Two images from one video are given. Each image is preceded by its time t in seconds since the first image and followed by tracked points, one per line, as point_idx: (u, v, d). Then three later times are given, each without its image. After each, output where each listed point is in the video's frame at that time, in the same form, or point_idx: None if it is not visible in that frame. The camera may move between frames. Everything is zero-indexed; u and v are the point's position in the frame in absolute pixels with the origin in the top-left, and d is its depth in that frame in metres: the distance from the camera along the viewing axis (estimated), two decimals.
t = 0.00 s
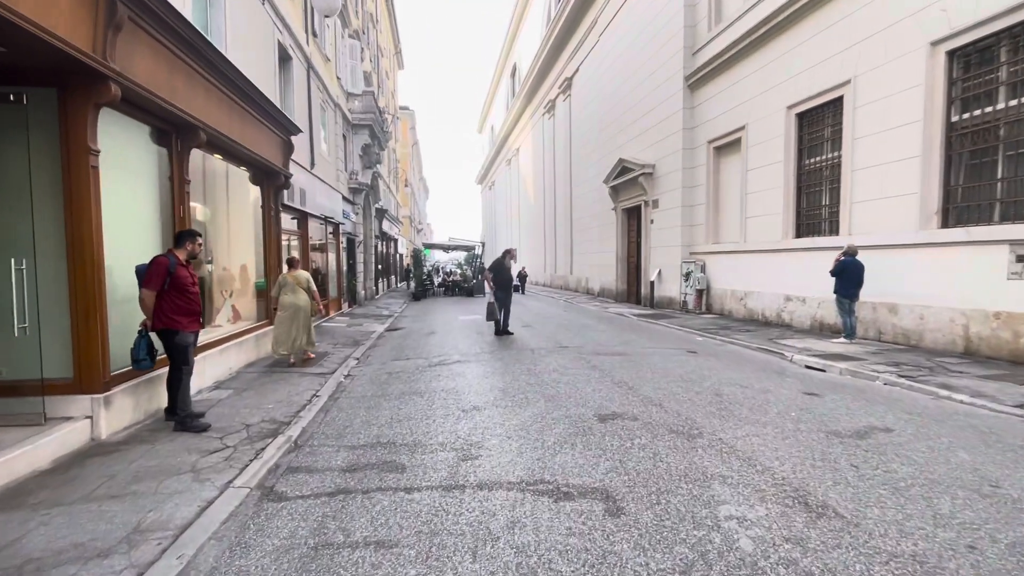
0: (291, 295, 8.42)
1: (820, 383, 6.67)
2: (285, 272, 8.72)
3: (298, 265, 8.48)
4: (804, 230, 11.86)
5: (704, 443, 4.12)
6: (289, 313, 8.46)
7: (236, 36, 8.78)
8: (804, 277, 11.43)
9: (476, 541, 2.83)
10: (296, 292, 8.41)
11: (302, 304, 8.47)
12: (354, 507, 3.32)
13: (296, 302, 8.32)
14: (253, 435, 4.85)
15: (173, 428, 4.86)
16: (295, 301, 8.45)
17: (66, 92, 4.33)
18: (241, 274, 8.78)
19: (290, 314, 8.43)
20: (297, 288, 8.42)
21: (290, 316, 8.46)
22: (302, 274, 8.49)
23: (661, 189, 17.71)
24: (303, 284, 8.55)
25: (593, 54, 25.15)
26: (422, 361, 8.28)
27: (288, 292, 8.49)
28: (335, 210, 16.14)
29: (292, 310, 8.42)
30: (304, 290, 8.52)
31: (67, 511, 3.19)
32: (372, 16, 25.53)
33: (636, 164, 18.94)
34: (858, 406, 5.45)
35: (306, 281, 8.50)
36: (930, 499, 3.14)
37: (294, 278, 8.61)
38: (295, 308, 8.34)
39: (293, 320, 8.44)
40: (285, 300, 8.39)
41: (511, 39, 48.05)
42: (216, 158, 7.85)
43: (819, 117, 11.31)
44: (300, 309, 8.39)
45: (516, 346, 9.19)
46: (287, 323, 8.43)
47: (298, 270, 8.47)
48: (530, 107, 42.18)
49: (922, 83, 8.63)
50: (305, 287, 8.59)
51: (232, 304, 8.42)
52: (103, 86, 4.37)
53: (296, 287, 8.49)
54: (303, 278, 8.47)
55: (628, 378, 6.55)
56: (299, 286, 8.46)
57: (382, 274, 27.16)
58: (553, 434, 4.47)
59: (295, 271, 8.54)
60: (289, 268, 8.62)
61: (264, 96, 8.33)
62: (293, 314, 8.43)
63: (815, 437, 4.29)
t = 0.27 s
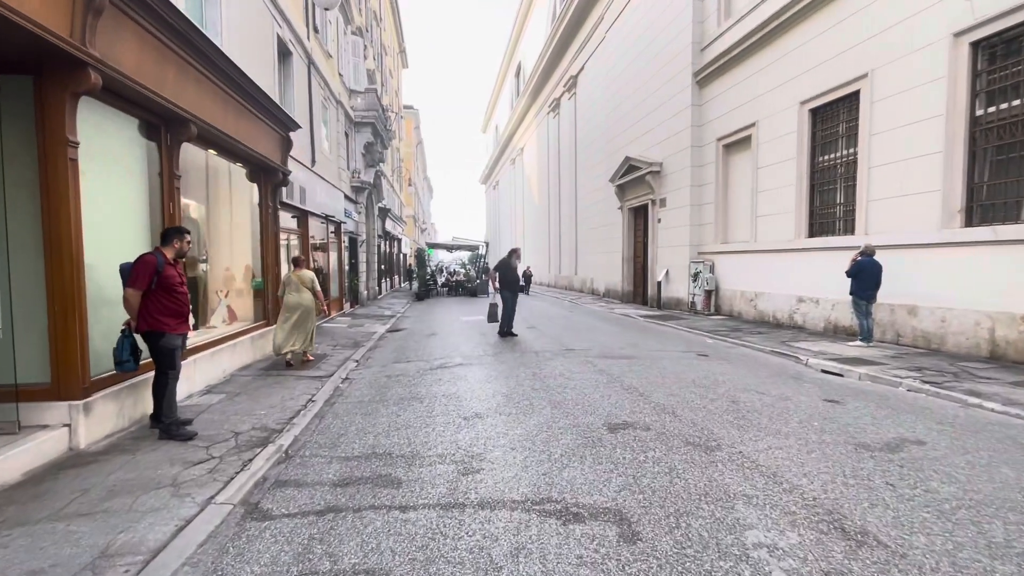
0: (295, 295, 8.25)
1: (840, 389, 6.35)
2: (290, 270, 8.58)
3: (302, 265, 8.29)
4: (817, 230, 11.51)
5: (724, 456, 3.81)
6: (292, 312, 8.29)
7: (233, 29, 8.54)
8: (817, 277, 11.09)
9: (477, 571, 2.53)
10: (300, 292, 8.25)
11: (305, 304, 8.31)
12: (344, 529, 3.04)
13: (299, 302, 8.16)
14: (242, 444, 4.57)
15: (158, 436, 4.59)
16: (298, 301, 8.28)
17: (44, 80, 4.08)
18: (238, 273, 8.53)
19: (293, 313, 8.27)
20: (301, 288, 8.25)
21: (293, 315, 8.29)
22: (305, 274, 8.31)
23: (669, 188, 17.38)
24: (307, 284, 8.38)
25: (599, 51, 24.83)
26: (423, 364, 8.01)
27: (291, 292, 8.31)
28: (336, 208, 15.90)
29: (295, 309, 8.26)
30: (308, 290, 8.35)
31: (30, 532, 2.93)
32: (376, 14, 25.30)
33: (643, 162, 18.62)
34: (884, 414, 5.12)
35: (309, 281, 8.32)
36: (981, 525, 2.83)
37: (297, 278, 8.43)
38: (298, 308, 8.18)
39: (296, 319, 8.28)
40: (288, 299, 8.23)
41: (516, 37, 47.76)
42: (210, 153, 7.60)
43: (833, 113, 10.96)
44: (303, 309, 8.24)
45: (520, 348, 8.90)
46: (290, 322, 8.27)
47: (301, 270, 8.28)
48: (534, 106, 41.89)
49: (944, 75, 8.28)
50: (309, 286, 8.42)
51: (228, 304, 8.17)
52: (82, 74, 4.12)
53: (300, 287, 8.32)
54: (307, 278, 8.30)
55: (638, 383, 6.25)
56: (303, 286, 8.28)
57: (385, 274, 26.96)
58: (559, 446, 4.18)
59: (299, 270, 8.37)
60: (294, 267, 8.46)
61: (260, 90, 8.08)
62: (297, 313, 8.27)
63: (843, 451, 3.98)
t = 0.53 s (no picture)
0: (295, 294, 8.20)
1: (857, 394, 6.10)
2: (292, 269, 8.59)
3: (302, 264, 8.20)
4: (826, 229, 11.26)
5: (743, 469, 3.56)
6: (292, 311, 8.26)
7: (229, 22, 8.33)
8: (826, 278, 10.82)
9: None
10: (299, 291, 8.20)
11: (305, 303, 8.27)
12: (335, 549, 2.80)
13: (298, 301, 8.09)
14: (230, 452, 4.34)
15: (143, 443, 4.35)
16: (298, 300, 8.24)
17: (21, 66, 3.86)
18: (232, 273, 8.32)
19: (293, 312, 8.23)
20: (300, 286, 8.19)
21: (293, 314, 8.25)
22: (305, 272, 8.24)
23: (673, 187, 17.14)
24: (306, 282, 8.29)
25: (602, 50, 24.59)
26: (423, 367, 7.78)
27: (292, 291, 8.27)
28: (336, 208, 15.67)
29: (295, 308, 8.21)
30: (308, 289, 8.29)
31: None
32: (377, 12, 25.09)
33: (646, 162, 18.38)
34: (907, 422, 4.87)
35: (308, 279, 8.25)
36: None
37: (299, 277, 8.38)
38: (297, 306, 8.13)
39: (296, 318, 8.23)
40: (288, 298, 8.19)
41: (518, 37, 47.59)
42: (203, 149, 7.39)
43: (843, 110, 10.71)
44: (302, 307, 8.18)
45: (523, 351, 8.65)
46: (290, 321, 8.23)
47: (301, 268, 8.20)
48: (536, 106, 41.67)
49: (961, 70, 8.03)
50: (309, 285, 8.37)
51: (223, 305, 7.96)
52: (62, 60, 3.89)
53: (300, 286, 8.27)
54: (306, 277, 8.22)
55: (646, 387, 6.01)
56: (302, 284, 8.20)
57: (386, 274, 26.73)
58: (566, 456, 3.93)
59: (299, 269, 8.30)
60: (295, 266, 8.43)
61: (256, 85, 7.86)
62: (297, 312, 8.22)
63: (870, 462, 3.73)
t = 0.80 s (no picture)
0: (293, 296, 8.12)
1: (881, 404, 5.77)
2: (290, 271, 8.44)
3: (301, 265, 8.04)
4: (840, 231, 10.92)
5: (770, 494, 3.25)
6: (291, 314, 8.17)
7: (226, 16, 8.09)
8: (841, 281, 10.47)
9: None
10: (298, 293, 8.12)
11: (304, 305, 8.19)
12: None
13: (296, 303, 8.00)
14: (216, 468, 4.05)
15: (122, 458, 4.06)
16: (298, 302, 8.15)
17: None
18: (229, 274, 8.08)
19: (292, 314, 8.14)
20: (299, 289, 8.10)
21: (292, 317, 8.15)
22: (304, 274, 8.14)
23: (680, 187, 16.81)
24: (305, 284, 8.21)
25: (607, 48, 24.28)
26: (424, 372, 7.50)
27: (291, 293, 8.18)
28: (337, 207, 15.44)
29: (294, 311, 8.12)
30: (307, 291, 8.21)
31: None
32: (380, 10, 24.85)
33: (653, 161, 18.06)
34: (940, 437, 4.55)
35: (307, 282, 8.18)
36: None
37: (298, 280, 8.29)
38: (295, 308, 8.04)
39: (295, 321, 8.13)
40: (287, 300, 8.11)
41: (522, 36, 47.31)
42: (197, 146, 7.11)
43: (858, 107, 10.37)
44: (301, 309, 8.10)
45: (527, 356, 8.37)
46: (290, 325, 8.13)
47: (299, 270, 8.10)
48: (540, 106, 41.38)
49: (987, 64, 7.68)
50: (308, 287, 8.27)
51: (218, 307, 7.74)
52: (35, 47, 3.63)
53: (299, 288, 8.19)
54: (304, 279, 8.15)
55: (657, 397, 5.71)
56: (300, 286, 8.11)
57: (388, 275, 26.47)
58: (575, 476, 3.63)
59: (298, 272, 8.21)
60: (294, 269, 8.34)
61: (253, 80, 7.59)
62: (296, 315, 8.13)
63: (909, 486, 3.41)
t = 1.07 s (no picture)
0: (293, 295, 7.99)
1: (904, 412, 5.48)
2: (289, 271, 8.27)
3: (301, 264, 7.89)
4: (855, 231, 10.61)
5: (794, 514, 2.99)
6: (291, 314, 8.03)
7: (224, 9, 7.91)
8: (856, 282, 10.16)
9: None
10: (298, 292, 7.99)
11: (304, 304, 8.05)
12: None
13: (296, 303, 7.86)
14: (201, 478, 3.84)
15: (103, 466, 3.85)
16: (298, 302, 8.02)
17: None
18: (227, 274, 7.90)
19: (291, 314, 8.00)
20: (299, 288, 7.97)
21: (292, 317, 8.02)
22: (304, 274, 7.99)
23: (689, 187, 16.52)
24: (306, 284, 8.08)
25: (614, 47, 24.02)
26: (425, 375, 7.27)
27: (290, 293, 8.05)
28: (340, 207, 15.28)
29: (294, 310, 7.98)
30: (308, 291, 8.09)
31: None
32: (385, 10, 24.72)
33: (660, 160, 17.78)
34: (972, 448, 4.26)
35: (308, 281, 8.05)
36: None
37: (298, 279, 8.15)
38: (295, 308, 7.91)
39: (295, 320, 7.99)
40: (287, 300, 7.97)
41: (528, 36, 47.11)
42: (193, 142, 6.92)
43: (874, 103, 10.05)
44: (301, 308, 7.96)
45: (532, 358, 8.12)
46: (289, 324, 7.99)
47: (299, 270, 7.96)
48: (546, 105, 41.15)
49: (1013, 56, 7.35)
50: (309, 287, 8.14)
51: (215, 308, 7.56)
52: (12, 33, 3.45)
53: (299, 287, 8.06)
54: (304, 278, 8.02)
55: (666, 403, 5.45)
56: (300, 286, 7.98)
57: (392, 276, 26.33)
58: (581, 491, 3.38)
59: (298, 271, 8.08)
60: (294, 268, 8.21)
61: (252, 76, 7.41)
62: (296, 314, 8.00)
63: (945, 505, 3.13)
